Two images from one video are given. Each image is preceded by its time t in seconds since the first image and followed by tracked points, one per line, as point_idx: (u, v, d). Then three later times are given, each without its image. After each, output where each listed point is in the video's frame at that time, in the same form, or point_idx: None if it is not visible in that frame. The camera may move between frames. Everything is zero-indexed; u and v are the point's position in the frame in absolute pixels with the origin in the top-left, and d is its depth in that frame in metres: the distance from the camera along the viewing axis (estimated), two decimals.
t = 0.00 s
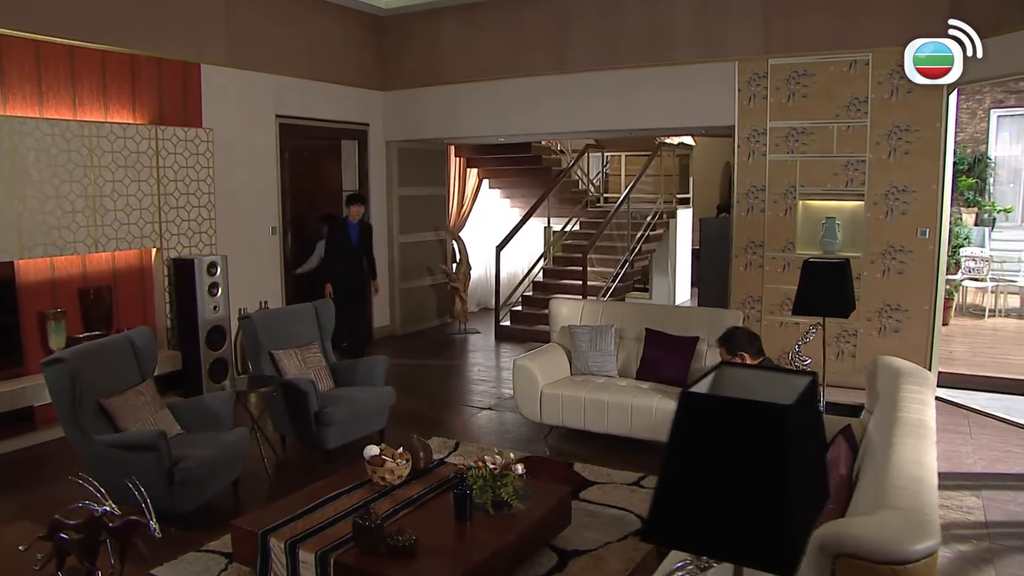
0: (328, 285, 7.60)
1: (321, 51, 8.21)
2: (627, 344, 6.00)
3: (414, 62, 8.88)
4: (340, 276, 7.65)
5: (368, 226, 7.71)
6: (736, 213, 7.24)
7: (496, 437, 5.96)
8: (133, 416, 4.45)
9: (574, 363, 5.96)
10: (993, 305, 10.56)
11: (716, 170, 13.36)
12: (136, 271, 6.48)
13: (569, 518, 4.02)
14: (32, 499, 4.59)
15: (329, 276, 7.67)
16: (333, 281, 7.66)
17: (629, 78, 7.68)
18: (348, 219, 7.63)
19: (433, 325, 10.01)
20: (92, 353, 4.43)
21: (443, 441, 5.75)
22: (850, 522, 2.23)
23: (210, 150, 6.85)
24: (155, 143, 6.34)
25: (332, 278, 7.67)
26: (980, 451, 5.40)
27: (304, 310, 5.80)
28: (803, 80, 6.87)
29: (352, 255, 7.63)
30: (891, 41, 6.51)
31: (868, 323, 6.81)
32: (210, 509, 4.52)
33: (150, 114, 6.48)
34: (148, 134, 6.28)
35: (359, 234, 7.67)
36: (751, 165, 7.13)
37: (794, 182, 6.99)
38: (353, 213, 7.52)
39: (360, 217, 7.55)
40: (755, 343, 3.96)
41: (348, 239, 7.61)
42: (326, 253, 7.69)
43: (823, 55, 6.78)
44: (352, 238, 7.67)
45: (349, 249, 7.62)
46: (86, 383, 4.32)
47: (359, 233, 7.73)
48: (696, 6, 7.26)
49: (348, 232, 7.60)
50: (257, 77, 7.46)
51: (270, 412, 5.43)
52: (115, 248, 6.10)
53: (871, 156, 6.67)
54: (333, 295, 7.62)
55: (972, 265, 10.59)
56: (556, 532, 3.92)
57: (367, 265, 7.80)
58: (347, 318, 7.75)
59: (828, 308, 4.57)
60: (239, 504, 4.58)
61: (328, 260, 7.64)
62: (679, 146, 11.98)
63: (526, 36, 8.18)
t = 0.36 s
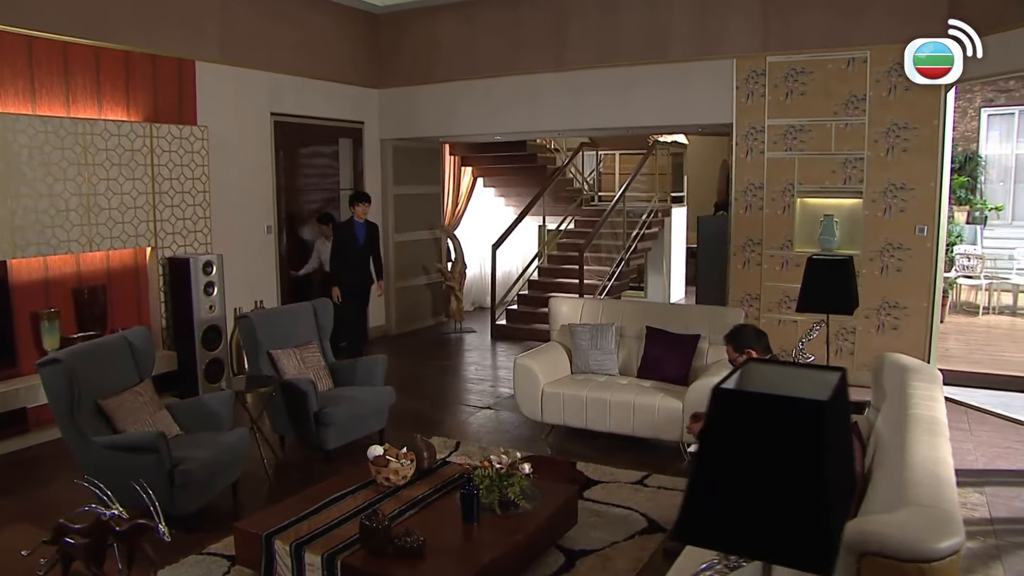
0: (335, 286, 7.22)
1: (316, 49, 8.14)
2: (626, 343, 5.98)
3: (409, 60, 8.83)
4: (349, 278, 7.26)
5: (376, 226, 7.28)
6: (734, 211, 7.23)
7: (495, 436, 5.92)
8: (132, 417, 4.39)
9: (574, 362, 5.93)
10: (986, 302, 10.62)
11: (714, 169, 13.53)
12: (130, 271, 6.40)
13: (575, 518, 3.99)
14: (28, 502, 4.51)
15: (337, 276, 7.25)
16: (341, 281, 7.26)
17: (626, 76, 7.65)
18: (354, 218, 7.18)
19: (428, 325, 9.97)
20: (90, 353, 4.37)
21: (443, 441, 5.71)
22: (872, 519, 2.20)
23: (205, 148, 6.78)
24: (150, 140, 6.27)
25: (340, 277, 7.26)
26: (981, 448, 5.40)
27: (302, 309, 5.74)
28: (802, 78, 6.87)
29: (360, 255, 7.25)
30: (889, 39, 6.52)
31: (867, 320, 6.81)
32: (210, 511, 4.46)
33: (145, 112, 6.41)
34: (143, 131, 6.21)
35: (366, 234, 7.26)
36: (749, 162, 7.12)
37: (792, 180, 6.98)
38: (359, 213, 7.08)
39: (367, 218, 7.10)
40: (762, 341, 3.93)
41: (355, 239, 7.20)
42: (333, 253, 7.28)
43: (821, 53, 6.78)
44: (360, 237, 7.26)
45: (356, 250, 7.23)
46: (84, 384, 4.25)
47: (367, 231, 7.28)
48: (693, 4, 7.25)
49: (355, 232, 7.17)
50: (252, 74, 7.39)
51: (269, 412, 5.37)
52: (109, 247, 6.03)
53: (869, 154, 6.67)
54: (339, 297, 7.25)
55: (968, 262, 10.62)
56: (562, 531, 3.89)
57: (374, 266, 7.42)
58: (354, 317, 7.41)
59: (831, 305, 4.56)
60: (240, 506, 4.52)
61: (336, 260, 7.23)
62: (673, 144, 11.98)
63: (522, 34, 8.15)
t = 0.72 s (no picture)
0: (336, 291, 6.96)
1: (307, 45, 8.07)
2: (624, 340, 5.95)
3: (401, 57, 8.78)
4: (350, 280, 7.00)
5: (374, 223, 7.04)
6: (727, 209, 7.23)
7: (491, 434, 5.88)
8: (126, 417, 4.32)
9: (571, 359, 5.91)
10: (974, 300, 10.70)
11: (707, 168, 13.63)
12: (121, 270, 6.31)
13: (578, 516, 3.96)
14: (18, 505, 4.42)
15: (338, 282, 6.97)
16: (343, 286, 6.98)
17: (620, 73, 7.63)
18: (349, 216, 6.93)
19: (420, 324, 9.91)
20: (84, 352, 4.30)
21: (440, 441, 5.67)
22: (889, 514, 2.19)
23: (196, 145, 6.70)
24: (140, 137, 6.19)
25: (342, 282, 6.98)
26: (977, 444, 5.42)
27: (297, 307, 5.66)
28: (796, 76, 6.88)
29: (360, 255, 6.99)
30: (883, 37, 6.54)
31: (861, 317, 6.83)
32: (206, 513, 4.39)
33: (135, 108, 6.32)
34: (133, 128, 6.12)
35: (364, 233, 7.01)
36: (744, 160, 7.12)
37: (786, 177, 6.99)
38: (354, 211, 6.82)
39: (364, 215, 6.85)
40: (765, 337, 3.93)
41: (353, 239, 6.93)
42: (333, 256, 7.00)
43: (815, 51, 6.79)
44: (358, 236, 7.00)
45: (354, 250, 6.97)
46: (77, 384, 4.18)
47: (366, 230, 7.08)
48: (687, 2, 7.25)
49: (353, 231, 6.93)
50: (243, 71, 7.31)
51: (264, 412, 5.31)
52: (99, 246, 5.94)
53: (863, 152, 6.69)
54: (342, 302, 7.00)
55: (958, 260, 10.68)
56: (564, 530, 3.86)
57: (375, 267, 7.15)
58: (358, 322, 7.13)
59: (831, 301, 4.55)
60: (236, 507, 4.45)
61: (336, 264, 6.96)
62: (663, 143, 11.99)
63: (515, 32, 8.11)
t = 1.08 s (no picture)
0: (337, 292, 6.87)
1: (296, 41, 7.99)
2: (619, 336, 5.93)
3: (390, 53, 8.72)
4: (352, 281, 6.91)
5: (377, 223, 6.92)
6: (720, 205, 7.23)
7: (485, 431, 5.85)
8: (118, 416, 4.25)
9: (565, 355, 5.88)
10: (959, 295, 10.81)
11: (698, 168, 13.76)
12: (108, 267, 6.21)
13: (578, 513, 3.93)
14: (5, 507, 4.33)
15: (339, 282, 6.90)
16: (344, 286, 6.90)
17: (611, 70, 7.60)
18: (351, 216, 6.83)
19: (409, 321, 9.86)
20: (74, 350, 4.22)
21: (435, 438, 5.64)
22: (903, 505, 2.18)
23: (185, 141, 6.62)
24: (129, 132, 6.09)
25: (344, 282, 6.91)
26: (971, 437, 5.46)
27: (289, 305, 5.60)
28: (788, 72, 6.88)
29: (362, 254, 6.88)
30: (875, 33, 6.56)
31: (853, 312, 6.86)
32: (200, 513, 4.32)
33: (122, 103, 6.22)
34: (122, 123, 6.02)
35: (367, 233, 6.90)
36: (736, 156, 7.12)
37: (778, 173, 7.00)
38: (357, 211, 6.71)
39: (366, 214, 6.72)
40: (766, 331, 3.91)
41: (355, 239, 6.83)
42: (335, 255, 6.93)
43: (807, 47, 6.80)
44: (361, 235, 6.90)
45: (355, 250, 6.86)
46: (68, 382, 4.11)
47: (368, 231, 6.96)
48: None
49: (355, 229, 6.80)
50: (231, 66, 7.22)
51: (257, 410, 5.25)
52: (87, 242, 5.85)
53: (855, 148, 6.72)
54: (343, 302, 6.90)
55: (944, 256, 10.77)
56: (565, 528, 3.83)
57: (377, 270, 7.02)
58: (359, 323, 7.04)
59: (828, 296, 4.55)
60: (230, 507, 4.39)
61: (336, 263, 6.89)
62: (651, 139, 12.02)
63: (506, 27, 8.07)
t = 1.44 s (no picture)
0: (345, 291, 6.39)
1: (288, 38, 7.92)
2: (616, 334, 5.91)
3: (382, 50, 8.66)
4: (362, 282, 6.43)
5: (392, 222, 6.49)
6: (715, 202, 7.23)
7: (482, 430, 5.82)
8: (113, 416, 4.19)
9: (563, 353, 5.85)
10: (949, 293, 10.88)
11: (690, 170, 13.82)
12: (99, 266, 6.12)
13: (581, 511, 3.90)
14: None
15: (348, 280, 6.43)
16: (353, 286, 6.43)
17: (605, 67, 7.59)
18: (366, 212, 6.42)
19: (401, 320, 9.81)
20: (68, 349, 4.15)
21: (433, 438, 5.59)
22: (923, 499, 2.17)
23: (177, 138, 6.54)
24: (120, 130, 6.02)
25: (353, 281, 6.44)
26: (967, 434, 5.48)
27: (285, 303, 5.54)
28: (783, 70, 6.89)
29: (374, 254, 6.41)
30: (869, 31, 6.58)
31: (847, 310, 6.88)
32: (197, 514, 4.26)
33: (113, 100, 6.14)
34: (112, 120, 5.95)
35: (382, 232, 6.45)
36: (731, 154, 7.12)
37: (773, 171, 7.01)
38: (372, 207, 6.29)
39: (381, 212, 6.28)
40: (770, 328, 3.89)
41: (368, 236, 6.37)
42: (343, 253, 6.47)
43: (802, 45, 6.81)
44: (373, 235, 6.43)
45: (367, 249, 6.40)
46: (62, 382, 4.03)
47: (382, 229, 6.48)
48: None
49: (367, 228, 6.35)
50: (223, 62, 7.14)
51: (252, 409, 5.18)
52: (78, 240, 5.76)
53: (849, 145, 6.73)
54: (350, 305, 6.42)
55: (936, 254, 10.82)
56: (569, 526, 3.80)
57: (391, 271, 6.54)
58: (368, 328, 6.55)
59: (828, 292, 4.55)
60: (227, 508, 4.33)
61: (345, 262, 6.43)
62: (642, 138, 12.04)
63: (499, 25, 8.04)
